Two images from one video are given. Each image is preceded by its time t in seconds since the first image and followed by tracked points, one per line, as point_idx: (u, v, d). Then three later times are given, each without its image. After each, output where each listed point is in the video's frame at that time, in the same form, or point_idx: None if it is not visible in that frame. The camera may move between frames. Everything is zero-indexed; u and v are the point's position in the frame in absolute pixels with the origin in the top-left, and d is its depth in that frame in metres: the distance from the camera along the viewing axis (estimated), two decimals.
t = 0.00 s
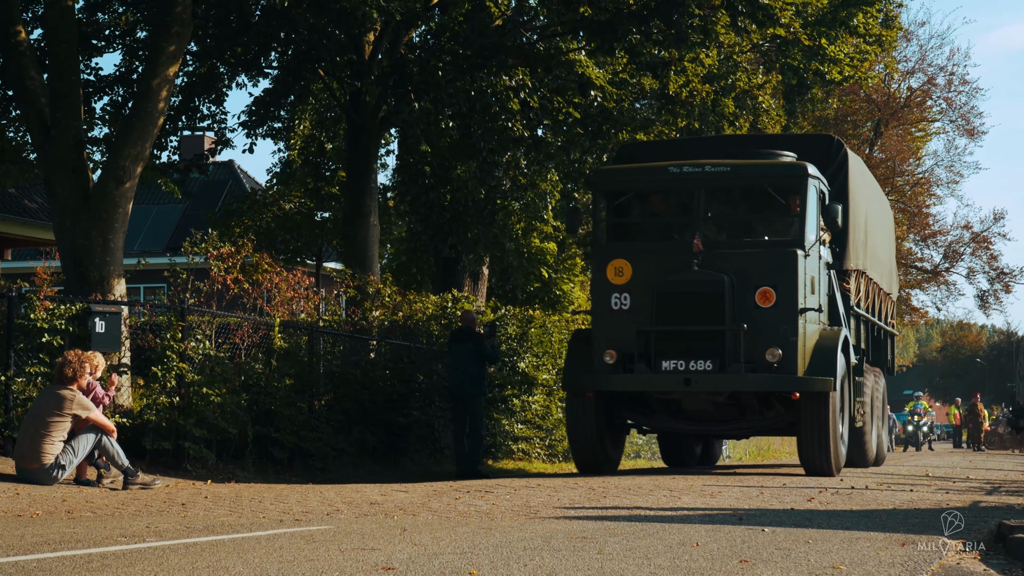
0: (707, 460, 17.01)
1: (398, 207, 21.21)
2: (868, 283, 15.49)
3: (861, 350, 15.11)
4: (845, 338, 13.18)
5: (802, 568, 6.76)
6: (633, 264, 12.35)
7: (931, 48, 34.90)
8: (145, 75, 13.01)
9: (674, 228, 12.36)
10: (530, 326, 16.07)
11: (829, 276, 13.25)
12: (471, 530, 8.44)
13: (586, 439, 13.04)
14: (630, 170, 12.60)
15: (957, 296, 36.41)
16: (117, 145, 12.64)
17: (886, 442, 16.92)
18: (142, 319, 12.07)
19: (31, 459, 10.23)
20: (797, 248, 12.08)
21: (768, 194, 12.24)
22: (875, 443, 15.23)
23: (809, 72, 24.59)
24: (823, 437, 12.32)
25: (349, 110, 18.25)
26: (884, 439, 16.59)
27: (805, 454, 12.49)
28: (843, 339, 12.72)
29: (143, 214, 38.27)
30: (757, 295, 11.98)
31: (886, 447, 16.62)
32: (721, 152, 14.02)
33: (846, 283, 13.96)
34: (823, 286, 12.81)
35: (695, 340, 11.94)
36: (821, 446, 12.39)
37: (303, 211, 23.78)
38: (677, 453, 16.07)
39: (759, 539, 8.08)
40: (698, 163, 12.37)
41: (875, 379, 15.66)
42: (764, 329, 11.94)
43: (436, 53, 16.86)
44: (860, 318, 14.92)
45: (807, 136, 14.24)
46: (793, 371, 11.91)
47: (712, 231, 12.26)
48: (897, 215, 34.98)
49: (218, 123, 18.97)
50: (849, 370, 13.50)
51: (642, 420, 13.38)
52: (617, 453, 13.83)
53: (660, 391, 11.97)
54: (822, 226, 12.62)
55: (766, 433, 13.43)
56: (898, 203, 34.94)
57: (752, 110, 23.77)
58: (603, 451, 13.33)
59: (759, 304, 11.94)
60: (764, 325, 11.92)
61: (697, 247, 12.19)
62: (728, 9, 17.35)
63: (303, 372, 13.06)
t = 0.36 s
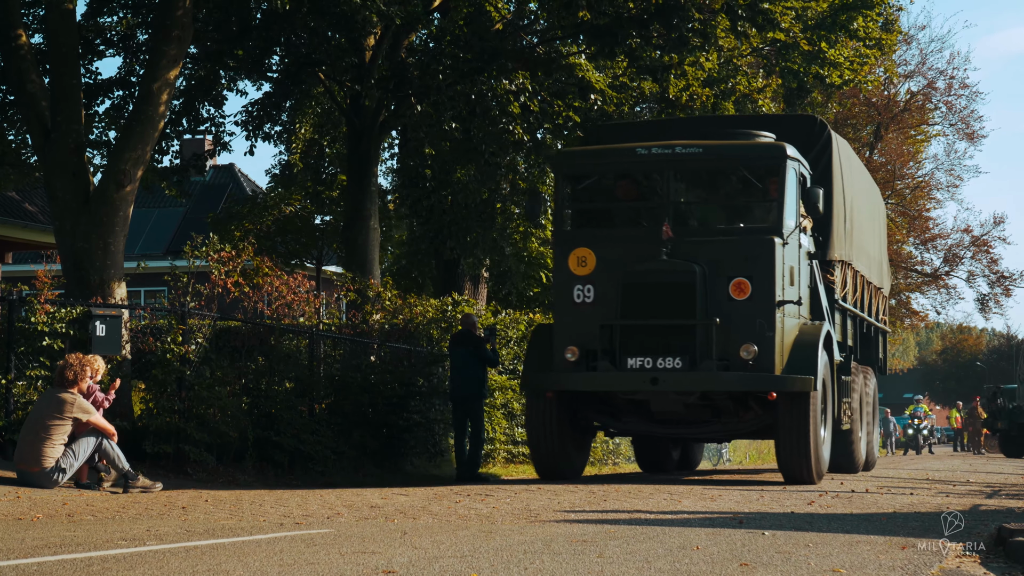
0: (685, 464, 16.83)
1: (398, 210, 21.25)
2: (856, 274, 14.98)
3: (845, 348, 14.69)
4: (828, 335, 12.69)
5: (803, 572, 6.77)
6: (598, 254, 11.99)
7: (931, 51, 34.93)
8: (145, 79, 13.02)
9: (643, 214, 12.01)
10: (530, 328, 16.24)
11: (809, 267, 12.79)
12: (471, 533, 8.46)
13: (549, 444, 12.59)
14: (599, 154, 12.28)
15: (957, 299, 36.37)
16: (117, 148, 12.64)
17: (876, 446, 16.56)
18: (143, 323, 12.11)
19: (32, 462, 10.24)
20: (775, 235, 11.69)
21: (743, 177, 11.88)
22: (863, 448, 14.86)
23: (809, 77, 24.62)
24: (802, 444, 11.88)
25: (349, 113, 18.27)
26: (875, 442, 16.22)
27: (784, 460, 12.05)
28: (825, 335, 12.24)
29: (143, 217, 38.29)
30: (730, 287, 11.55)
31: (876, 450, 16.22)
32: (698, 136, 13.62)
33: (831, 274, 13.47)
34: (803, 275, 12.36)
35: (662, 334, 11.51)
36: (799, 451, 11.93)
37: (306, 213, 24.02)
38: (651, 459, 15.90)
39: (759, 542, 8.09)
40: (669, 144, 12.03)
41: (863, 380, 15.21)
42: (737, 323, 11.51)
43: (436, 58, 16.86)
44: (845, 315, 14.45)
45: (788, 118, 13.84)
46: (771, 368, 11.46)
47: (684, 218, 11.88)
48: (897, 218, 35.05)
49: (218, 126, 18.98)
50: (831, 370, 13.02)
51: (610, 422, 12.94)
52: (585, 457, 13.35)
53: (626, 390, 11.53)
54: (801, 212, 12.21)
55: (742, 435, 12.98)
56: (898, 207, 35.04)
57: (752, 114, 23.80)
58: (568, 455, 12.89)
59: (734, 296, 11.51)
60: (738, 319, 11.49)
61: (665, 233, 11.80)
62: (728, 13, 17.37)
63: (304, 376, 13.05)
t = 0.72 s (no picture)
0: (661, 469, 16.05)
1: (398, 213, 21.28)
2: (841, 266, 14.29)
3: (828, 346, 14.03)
4: (807, 333, 12.01)
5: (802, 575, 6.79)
6: (557, 244, 11.19)
7: (929, 55, 35.00)
8: (145, 82, 13.03)
9: (608, 202, 11.24)
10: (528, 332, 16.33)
11: (788, 258, 12.08)
12: (471, 537, 8.47)
13: (506, 450, 11.95)
14: (559, 135, 11.44)
15: (956, 303, 36.37)
16: (118, 152, 12.65)
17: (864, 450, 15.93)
18: (143, 327, 12.14)
19: (32, 468, 10.22)
20: (750, 224, 10.95)
21: (715, 161, 11.10)
22: (848, 454, 14.35)
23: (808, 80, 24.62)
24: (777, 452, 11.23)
25: (349, 117, 18.31)
26: (862, 446, 15.58)
27: (759, 469, 11.39)
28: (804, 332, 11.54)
29: (143, 220, 38.33)
30: (701, 281, 10.84)
31: (865, 454, 15.62)
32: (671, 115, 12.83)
33: (813, 267, 12.80)
34: (780, 267, 11.66)
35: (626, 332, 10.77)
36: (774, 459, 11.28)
37: (307, 216, 23.85)
38: (626, 464, 15.17)
39: (758, 546, 8.10)
40: (635, 125, 11.24)
41: (848, 378, 14.61)
42: (707, 319, 10.80)
43: (435, 62, 16.88)
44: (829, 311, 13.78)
45: (768, 97, 13.10)
46: (745, 369, 10.75)
47: (652, 205, 11.14)
48: (896, 221, 35.18)
49: (217, 128, 18.97)
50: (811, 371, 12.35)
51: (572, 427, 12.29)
52: (541, 464, 12.75)
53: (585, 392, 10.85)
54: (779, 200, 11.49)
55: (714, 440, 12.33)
56: (897, 210, 35.14)
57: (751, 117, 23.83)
58: (525, 461, 12.24)
59: (704, 291, 10.81)
60: (709, 316, 10.79)
61: (630, 223, 11.06)
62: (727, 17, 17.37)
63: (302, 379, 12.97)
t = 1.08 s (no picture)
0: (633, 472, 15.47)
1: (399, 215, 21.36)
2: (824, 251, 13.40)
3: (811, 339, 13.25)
4: (784, 323, 11.20)
5: None
6: (510, 225, 10.42)
7: (929, 57, 35.04)
8: (145, 84, 13.01)
9: (568, 180, 10.48)
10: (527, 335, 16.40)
11: (765, 241, 11.25)
12: (471, 539, 8.46)
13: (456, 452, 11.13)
14: (515, 107, 10.70)
15: (956, 305, 36.40)
16: (118, 154, 12.64)
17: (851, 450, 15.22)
18: (142, 328, 12.12)
19: (32, 470, 10.21)
20: (721, 202, 10.11)
21: (683, 134, 10.27)
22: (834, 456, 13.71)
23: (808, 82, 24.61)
24: (752, 454, 10.40)
25: (348, 118, 18.29)
26: (849, 446, 14.87)
27: (734, 473, 10.55)
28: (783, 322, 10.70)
29: (143, 222, 38.36)
30: (667, 265, 10.02)
31: (853, 455, 14.93)
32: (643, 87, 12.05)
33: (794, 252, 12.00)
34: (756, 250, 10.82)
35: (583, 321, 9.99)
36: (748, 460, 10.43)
37: (307, 218, 23.80)
38: (593, 467, 14.51)
39: (758, 547, 8.09)
40: (596, 95, 10.48)
41: (833, 374, 13.90)
42: (673, 306, 9.97)
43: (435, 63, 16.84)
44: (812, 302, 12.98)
45: (747, 68, 12.27)
46: (715, 360, 9.90)
47: (614, 182, 10.36)
48: (896, 223, 35.20)
49: (217, 129, 18.95)
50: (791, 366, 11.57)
51: (531, 427, 11.47)
52: (497, 466, 11.94)
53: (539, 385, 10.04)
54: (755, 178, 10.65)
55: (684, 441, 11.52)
56: (897, 212, 35.14)
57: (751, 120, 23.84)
58: (479, 463, 11.42)
59: (670, 276, 9.99)
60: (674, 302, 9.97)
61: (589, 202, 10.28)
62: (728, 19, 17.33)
63: (302, 381, 12.99)
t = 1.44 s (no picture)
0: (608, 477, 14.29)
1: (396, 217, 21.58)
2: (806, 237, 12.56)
3: (790, 334, 12.36)
4: (759, 315, 10.23)
5: None
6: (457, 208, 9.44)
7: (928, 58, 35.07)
8: (144, 86, 13.00)
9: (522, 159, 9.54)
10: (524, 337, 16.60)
11: (739, 228, 10.33)
12: (470, 540, 8.44)
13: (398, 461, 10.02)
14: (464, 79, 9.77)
15: (955, 306, 36.42)
16: (117, 155, 12.64)
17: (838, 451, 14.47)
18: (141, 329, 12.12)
19: (29, 471, 10.16)
20: (689, 183, 9.19)
21: (648, 108, 9.36)
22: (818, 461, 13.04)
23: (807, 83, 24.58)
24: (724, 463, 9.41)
25: (347, 120, 18.36)
26: (833, 449, 14.04)
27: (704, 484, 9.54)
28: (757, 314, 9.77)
29: (142, 223, 38.40)
30: (629, 251, 9.07)
31: (839, 458, 14.12)
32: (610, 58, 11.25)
33: (772, 241, 11.22)
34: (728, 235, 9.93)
35: (535, 314, 8.99)
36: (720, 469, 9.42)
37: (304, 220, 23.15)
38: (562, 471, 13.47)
39: (757, 549, 8.08)
40: (552, 66, 9.57)
41: (817, 370, 13.09)
42: (635, 297, 9.00)
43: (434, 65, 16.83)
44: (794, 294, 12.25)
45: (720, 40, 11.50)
46: (682, 357, 8.91)
47: (572, 161, 9.42)
48: (895, 224, 35.22)
49: (216, 129, 18.95)
50: (766, 365, 10.61)
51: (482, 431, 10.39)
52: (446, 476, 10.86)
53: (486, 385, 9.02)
54: (727, 157, 9.75)
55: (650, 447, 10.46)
56: (896, 213, 35.14)
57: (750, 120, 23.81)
58: (424, 471, 10.31)
59: (633, 264, 9.03)
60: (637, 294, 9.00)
61: (545, 184, 9.34)
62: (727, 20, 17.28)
63: (300, 381, 13.03)
